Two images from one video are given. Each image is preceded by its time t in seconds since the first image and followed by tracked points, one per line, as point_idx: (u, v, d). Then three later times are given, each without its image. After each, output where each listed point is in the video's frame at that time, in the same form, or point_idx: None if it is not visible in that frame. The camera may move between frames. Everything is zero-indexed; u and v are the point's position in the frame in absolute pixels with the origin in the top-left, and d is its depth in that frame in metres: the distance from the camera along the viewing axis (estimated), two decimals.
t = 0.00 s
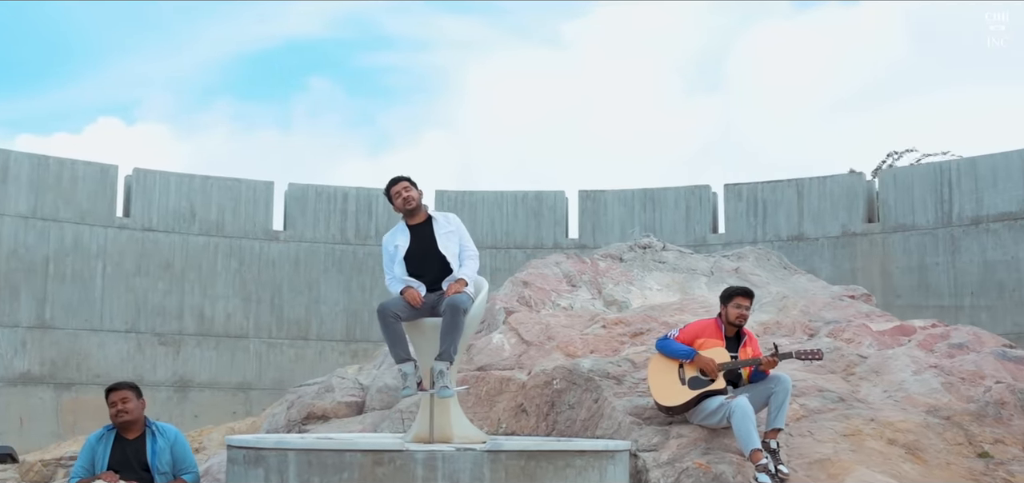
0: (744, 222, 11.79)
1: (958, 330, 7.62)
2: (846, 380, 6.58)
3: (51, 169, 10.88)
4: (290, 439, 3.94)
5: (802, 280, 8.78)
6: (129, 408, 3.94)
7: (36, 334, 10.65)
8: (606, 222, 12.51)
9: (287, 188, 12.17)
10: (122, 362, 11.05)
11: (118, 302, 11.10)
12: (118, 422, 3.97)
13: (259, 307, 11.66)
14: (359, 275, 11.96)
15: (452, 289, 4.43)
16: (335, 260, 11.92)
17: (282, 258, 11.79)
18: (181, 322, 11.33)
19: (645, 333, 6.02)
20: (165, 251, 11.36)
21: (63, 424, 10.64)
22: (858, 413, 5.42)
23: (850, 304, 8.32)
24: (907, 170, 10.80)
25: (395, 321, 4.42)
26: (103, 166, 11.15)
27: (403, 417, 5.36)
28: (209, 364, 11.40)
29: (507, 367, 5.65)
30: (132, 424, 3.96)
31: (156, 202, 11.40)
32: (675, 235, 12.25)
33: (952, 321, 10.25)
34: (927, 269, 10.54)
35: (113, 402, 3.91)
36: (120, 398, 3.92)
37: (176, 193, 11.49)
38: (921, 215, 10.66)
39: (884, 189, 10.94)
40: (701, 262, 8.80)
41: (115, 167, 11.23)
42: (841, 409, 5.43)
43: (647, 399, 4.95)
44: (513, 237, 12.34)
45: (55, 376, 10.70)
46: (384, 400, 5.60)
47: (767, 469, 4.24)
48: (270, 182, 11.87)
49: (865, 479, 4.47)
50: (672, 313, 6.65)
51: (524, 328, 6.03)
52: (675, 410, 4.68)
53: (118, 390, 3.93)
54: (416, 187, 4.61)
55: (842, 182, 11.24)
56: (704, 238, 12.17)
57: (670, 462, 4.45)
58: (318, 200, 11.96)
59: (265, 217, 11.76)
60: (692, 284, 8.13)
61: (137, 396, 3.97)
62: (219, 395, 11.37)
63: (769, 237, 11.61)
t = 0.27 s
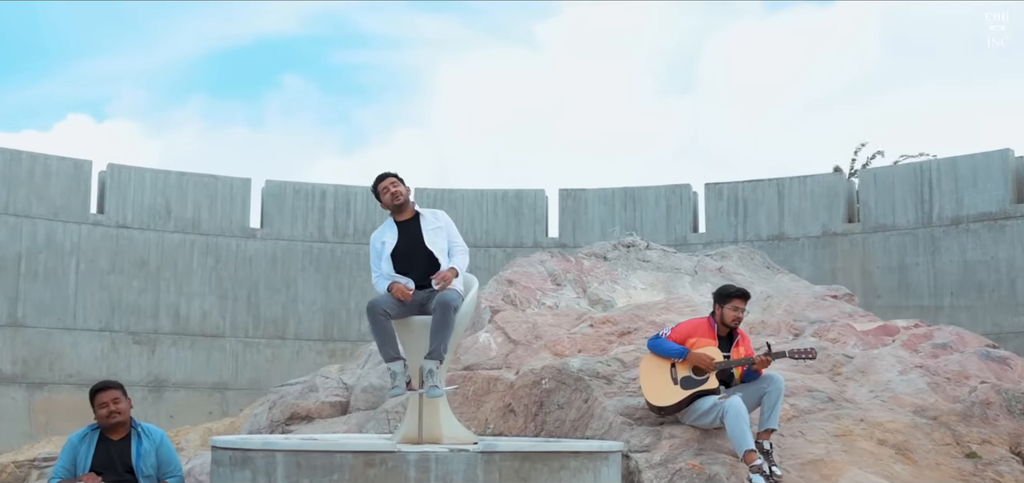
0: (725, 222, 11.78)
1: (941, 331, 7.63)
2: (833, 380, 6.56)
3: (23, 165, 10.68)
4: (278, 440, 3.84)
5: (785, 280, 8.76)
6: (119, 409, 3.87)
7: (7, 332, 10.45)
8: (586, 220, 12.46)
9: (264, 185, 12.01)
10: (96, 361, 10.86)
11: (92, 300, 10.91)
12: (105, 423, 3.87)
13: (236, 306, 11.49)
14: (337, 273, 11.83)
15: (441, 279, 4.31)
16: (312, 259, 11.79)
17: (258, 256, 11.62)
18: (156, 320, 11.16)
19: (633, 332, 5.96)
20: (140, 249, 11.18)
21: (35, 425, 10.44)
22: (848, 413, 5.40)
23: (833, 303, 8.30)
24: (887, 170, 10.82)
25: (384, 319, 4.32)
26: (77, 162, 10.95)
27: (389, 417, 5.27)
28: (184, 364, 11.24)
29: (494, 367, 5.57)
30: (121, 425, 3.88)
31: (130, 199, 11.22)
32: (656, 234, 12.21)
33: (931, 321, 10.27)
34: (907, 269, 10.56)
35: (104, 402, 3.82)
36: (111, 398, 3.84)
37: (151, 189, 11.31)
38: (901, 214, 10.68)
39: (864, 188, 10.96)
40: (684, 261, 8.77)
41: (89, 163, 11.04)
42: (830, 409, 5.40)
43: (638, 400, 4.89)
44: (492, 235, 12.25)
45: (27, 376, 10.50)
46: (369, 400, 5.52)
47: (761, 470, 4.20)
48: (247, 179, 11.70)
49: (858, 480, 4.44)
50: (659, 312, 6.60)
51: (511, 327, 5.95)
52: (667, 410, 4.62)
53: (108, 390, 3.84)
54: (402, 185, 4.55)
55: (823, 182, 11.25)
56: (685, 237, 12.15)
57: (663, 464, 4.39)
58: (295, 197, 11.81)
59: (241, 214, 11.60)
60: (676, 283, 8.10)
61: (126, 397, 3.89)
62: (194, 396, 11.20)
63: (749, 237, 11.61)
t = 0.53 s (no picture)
0: (703, 221, 11.74)
1: (923, 330, 7.64)
2: (818, 380, 6.53)
3: None
4: (266, 442, 3.72)
5: (767, 279, 8.74)
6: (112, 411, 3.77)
7: None
8: (564, 219, 12.40)
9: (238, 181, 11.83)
10: (65, 360, 10.64)
11: (62, 297, 10.69)
12: (93, 425, 3.75)
13: (209, 304, 11.30)
14: (312, 271, 11.66)
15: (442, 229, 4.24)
16: (287, 256, 11.61)
17: (232, 254, 11.42)
18: (128, 318, 10.96)
19: (620, 331, 5.89)
20: (111, 245, 10.97)
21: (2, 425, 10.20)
22: (837, 413, 5.37)
23: (815, 303, 8.28)
24: (866, 169, 10.85)
25: (374, 316, 4.21)
26: (47, 156, 10.71)
27: (373, 418, 5.17)
28: (156, 363, 11.03)
29: (480, 366, 5.48)
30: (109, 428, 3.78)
31: (102, 195, 11.00)
32: (634, 233, 12.16)
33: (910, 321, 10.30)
34: (885, 269, 10.59)
35: (101, 404, 3.72)
36: (108, 400, 3.74)
37: (124, 185, 11.11)
38: (880, 214, 10.71)
39: (844, 189, 11.01)
40: (666, 259, 8.72)
41: (60, 158, 10.80)
42: (819, 409, 5.37)
43: (628, 400, 4.82)
44: (469, 234, 12.14)
45: None
46: (352, 400, 5.41)
47: (756, 472, 4.14)
48: (222, 175, 11.51)
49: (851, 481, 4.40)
50: (644, 311, 6.53)
51: (497, 325, 5.87)
52: (659, 409, 4.57)
53: (104, 392, 3.73)
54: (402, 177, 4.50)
55: (802, 181, 11.26)
56: (663, 236, 12.11)
57: (656, 465, 4.33)
58: (270, 194, 11.64)
59: (215, 211, 11.40)
60: (659, 282, 8.05)
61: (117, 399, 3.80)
62: (166, 395, 11.00)
63: (728, 236, 11.59)
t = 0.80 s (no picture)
0: (683, 220, 11.68)
1: (907, 330, 7.63)
2: (805, 380, 6.49)
3: None
4: (255, 444, 3.61)
5: (750, 278, 8.70)
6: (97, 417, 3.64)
7: None
8: (543, 217, 12.31)
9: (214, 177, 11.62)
10: (35, 358, 10.42)
11: (32, 294, 10.48)
12: (75, 427, 3.63)
13: (183, 302, 11.09)
14: (288, 268, 11.45)
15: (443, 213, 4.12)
16: (263, 254, 11.40)
17: (207, 251, 11.21)
18: (100, 316, 10.75)
19: (608, 331, 5.82)
20: (83, 242, 10.76)
21: None
22: (828, 414, 5.32)
23: (798, 302, 8.25)
24: (847, 169, 10.85)
25: (364, 315, 4.11)
26: (18, 150, 10.48)
27: (358, 418, 5.05)
28: (129, 361, 10.83)
29: (467, 366, 5.39)
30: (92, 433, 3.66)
31: (73, 190, 10.78)
32: (613, 232, 12.10)
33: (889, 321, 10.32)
34: (865, 269, 10.60)
35: (87, 409, 3.59)
36: (95, 405, 3.61)
37: (97, 180, 10.89)
38: (860, 213, 10.73)
39: (824, 188, 10.99)
40: (650, 258, 8.66)
41: (31, 152, 10.57)
42: (810, 409, 5.33)
43: (620, 400, 4.75)
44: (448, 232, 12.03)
45: None
46: (336, 401, 5.30)
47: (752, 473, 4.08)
48: (197, 171, 11.32)
49: None
50: (630, 310, 6.47)
51: (483, 324, 5.78)
52: (652, 410, 4.50)
53: (92, 396, 3.61)
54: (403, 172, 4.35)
55: (783, 181, 11.23)
56: (643, 235, 12.05)
57: (650, 466, 4.25)
58: (246, 191, 11.43)
59: (190, 207, 11.21)
60: (643, 281, 7.98)
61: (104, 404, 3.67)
62: (139, 394, 10.80)
63: (708, 235, 11.56)
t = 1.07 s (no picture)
0: (667, 218, 11.62)
1: (894, 330, 7.62)
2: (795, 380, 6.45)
3: None
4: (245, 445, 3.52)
5: (736, 277, 8.67)
6: (74, 420, 3.51)
7: None
8: (526, 216, 12.24)
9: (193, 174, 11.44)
10: (10, 357, 10.24)
11: (8, 292, 10.31)
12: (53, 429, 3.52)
13: (162, 301, 10.93)
14: (269, 267, 11.29)
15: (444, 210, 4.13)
16: (243, 252, 11.23)
17: (186, 249, 11.06)
18: (77, 314, 10.58)
19: (598, 330, 5.77)
20: (60, 239, 10.58)
21: None
22: (820, 414, 5.29)
23: (784, 302, 8.22)
24: (831, 169, 10.84)
25: (357, 313, 4.04)
26: None
27: (347, 418, 4.96)
28: (106, 359, 10.67)
29: (456, 365, 5.30)
30: (71, 434, 3.54)
31: (50, 186, 10.60)
32: (597, 230, 12.05)
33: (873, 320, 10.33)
34: (849, 269, 10.60)
35: (60, 411, 3.47)
36: (70, 409, 3.48)
37: (74, 176, 10.71)
38: (844, 213, 10.73)
39: (809, 188, 10.98)
40: (636, 257, 8.61)
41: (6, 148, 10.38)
42: (802, 409, 5.29)
43: (613, 400, 4.69)
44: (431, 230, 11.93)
45: None
46: (323, 401, 5.22)
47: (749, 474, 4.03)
48: (176, 168, 11.13)
49: None
50: (620, 309, 6.41)
51: (473, 323, 5.71)
52: (646, 410, 4.43)
53: (67, 399, 3.48)
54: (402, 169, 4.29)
55: (767, 180, 11.20)
56: (627, 233, 12.01)
57: (645, 467, 4.20)
58: (226, 188, 11.25)
59: (169, 204, 11.04)
60: (630, 280, 7.93)
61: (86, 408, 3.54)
62: (117, 393, 10.64)
63: (692, 234, 11.52)
